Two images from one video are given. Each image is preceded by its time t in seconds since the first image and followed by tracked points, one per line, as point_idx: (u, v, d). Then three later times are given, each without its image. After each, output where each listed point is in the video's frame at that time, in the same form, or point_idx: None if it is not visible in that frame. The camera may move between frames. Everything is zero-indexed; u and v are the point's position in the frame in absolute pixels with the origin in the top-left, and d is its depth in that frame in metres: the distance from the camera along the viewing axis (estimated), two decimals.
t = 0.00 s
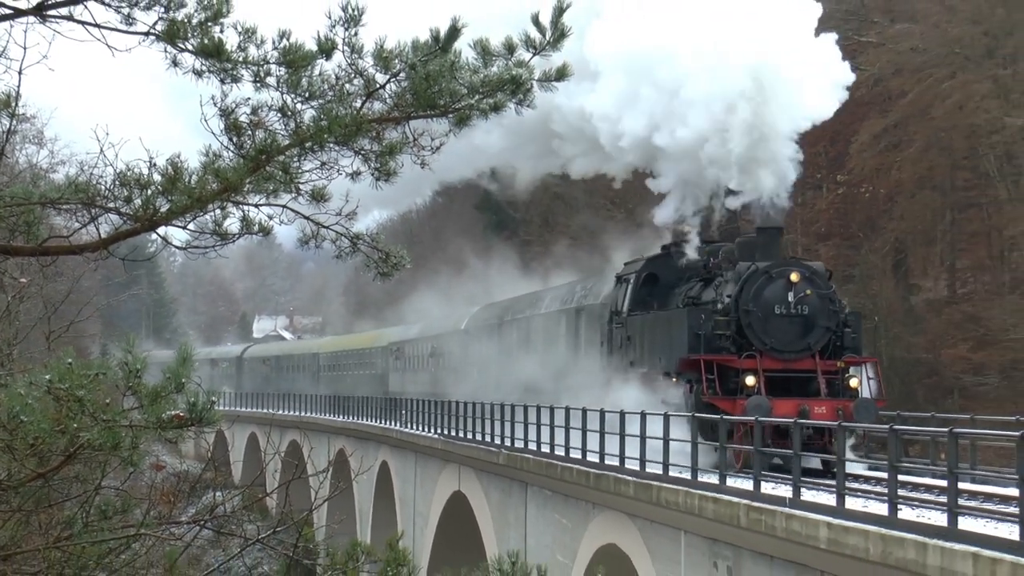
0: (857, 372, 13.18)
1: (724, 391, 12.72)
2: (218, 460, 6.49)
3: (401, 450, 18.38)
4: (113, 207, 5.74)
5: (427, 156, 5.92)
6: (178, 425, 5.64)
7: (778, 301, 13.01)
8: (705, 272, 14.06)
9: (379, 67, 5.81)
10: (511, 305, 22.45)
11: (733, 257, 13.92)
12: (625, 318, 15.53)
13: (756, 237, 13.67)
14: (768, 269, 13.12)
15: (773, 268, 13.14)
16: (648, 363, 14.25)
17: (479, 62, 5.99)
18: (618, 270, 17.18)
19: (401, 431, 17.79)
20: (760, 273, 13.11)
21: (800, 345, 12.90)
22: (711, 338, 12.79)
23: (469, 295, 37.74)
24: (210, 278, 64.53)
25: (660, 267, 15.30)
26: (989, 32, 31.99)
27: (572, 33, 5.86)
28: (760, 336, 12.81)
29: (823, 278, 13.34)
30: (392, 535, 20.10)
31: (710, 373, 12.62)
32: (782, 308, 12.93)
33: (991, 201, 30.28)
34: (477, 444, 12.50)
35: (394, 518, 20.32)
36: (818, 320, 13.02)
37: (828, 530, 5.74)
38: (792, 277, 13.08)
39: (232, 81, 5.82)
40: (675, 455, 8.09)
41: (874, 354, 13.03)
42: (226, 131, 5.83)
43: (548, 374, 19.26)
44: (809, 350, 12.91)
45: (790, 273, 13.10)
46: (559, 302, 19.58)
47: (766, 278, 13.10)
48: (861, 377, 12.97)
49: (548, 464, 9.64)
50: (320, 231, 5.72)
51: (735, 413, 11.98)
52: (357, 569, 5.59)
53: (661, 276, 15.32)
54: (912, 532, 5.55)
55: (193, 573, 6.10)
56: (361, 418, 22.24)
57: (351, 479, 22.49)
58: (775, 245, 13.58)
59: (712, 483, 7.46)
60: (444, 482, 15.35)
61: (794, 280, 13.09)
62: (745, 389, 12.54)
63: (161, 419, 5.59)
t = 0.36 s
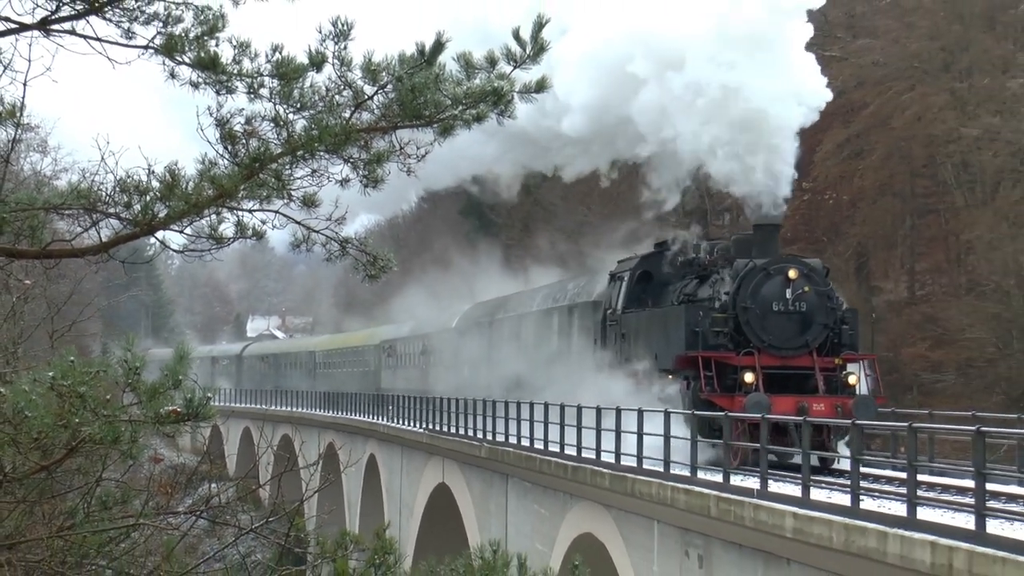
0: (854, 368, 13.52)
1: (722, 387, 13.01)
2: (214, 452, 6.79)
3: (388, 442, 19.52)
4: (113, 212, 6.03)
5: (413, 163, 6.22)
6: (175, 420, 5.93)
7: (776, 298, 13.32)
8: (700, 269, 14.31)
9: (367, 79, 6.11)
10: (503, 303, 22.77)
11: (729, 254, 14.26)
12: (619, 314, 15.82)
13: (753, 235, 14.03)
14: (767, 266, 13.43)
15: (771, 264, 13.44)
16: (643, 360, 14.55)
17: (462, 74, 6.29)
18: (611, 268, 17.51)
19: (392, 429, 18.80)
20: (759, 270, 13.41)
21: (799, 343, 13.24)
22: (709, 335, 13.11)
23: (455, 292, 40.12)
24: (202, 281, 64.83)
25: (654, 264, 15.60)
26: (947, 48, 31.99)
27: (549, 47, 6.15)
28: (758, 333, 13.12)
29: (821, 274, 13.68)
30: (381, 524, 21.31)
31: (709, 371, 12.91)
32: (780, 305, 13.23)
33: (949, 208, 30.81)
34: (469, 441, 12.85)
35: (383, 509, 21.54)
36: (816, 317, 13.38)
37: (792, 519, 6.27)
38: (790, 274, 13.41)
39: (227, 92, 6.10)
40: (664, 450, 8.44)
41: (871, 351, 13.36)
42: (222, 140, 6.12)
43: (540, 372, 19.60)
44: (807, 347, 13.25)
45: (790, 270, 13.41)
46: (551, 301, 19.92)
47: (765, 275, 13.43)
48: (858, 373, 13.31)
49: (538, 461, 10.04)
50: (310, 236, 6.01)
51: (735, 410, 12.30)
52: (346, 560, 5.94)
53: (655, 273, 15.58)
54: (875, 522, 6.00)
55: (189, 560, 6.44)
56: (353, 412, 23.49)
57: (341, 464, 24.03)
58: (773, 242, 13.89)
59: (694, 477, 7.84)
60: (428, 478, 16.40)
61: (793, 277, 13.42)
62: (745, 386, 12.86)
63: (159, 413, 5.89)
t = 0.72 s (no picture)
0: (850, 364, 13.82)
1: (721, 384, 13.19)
2: (209, 448, 7.09)
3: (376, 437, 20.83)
4: (112, 218, 6.32)
5: (398, 170, 6.51)
6: (170, 415, 6.23)
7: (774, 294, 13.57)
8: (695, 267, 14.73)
9: (354, 90, 6.40)
10: (495, 301, 23.09)
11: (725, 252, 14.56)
12: (614, 312, 16.13)
13: (749, 232, 14.32)
14: (765, 263, 13.73)
15: (769, 262, 13.75)
16: (637, 356, 14.87)
17: (445, 85, 6.59)
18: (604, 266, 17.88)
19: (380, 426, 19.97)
20: (757, 266, 13.71)
21: (798, 340, 13.49)
22: (707, 332, 13.33)
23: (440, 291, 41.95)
24: (199, 283, 65.75)
25: (648, 262, 16.01)
26: (906, 61, 34.77)
27: (528, 60, 6.47)
28: (756, 330, 13.41)
29: (819, 271, 13.95)
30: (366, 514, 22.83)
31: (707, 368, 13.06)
32: (777, 301, 13.50)
33: (907, 214, 33.83)
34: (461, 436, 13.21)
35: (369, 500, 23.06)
36: (815, 314, 13.64)
37: (759, 509, 6.74)
38: (788, 271, 13.69)
39: (220, 102, 6.38)
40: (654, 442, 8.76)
41: (869, 348, 13.65)
42: (215, 148, 6.40)
43: (531, 369, 19.98)
44: (806, 344, 13.50)
45: (789, 267, 13.70)
46: (543, 299, 20.29)
47: (763, 272, 13.72)
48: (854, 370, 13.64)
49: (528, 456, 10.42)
50: (300, 239, 6.28)
51: (735, 408, 12.47)
52: (334, 548, 6.28)
53: (650, 270, 16.00)
54: (838, 511, 6.45)
55: (185, 548, 6.76)
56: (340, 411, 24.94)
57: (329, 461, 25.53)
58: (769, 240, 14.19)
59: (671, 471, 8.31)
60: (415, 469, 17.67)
61: (792, 274, 13.71)
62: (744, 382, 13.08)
63: (155, 409, 6.18)
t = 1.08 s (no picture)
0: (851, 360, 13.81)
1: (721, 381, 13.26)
2: (200, 442, 7.38)
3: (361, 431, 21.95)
4: (108, 221, 6.60)
5: (382, 177, 6.81)
6: (165, 410, 6.53)
7: (774, 291, 13.56)
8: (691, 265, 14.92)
9: (341, 100, 6.71)
10: (489, 299, 23.45)
11: (723, 248, 14.74)
12: (609, 309, 16.39)
13: (749, 228, 14.39)
14: (765, 260, 13.74)
15: (769, 258, 13.75)
16: (631, 354, 15.16)
17: (428, 96, 6.90)
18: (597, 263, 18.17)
19: (365, 424, 21.07)
20: (757, 263, 13.71)
21: (798, 337, 13.45)
22: (706, 330, 13.41)
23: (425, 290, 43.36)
24: (196, 286, 66.86)
25: (643, 259, 16.34)
26: (866, 74, 37.78)
27: (507, 72, 6.81)
28: (756, 327, 13.41)
29: (819, 268, 13.96)
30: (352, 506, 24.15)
31: (707, 365, 13.16)
32: (778, 299, 13.49)
33: (868, 219, 35.55)
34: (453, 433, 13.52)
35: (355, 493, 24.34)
36: (814, 310, 13.61)
37: (725, 500, 7.13)
38: (789, 267, 13.68)
39: (212, 111, 6.66)
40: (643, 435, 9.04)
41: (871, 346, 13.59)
42: (208, 155, 6.70)
43: (523, 366, 20.39)
44: (806, 342, 13.46)
45: (788, 263, 13.69)
46: (534, 297, 20.67)
47: (763, 268, 13.72)
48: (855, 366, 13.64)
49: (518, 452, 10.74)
50: (289, 243, 6.58)
51: (736, 406, 12.47)
52: (321, 538, 6.59)
53: (644, 268, 16.36)
54: (802, 501, 6.83)
55: (179, 538, 7.04)
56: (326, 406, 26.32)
57: (314, 453, 26.93)
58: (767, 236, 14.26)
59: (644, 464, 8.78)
60: (398, 464, 18.79)
61: (792, 271, 13.70)
62: (744, 380, 13.10)
63: (151, 405, 6.49)
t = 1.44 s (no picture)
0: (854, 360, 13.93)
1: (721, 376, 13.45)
2: (192, 435, 7.68)
3: (348, 424, 23.03)
4: (104, 224, 6.90)
5: (367, 182, 7.12)
6: (159, 406, 6.83)
7: (775, 287, 13.71)
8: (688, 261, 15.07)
9: (328, 109, 7.02)
10: (484, 295, 23.83)
11: (722, 245, 14.96)
12: (603, 306, 16.57)
13: (748, 223, 14.49)
14: (767, 256, 13.86)
15: (770, 254, 13.87)
16: (626, 352, 15.39)
17: (410, 105, 7.20)
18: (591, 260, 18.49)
19: (350, 417, 22.15)
20: (759, 259, 13.83)
21: (799, 334, 13.67)
22: (706, 327, 13.56)
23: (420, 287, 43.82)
24: (192, 286, 67.80)
25: (638, 256, 16.52)
26: (829, 85, 37.19)
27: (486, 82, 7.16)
28: (757, 323, 13.57)
29: (819, 264, 14.13)
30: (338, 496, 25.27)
31: (708, 361, 13.33)
32: (779, 295, 13.65)
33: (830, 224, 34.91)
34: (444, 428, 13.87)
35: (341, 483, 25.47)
36: (815, 307, 13.81)
37: (694, 492, 7.51)
38: (790, 263, 13.83)
39: (205, 119, 6.96)
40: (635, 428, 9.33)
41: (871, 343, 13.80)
42: (201, 162, 7.00)
43: (515, 362, 20.86)
44: (807, 338, 13.69)
45: (790, 260, 13.84)
46: (527, 293, 21.11)
47: (763, 264, 13.84)
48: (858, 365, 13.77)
49: (507, 447, 11.09)
50: (277, 246, 6.88)
51: (736, 402, 12.66)
52: (309, 528, 6.92)
53: (639, 264, 16.52)
54: (768, 493, 7.20)
55: (171, 528, 7.34)
56: (313, 402, 27.52)
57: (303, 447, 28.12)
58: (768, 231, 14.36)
59: (615, 457, 9.24)
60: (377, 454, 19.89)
61: (793, 267, 13.85)
62: (744, 376, 13.27)
63: (145, 400, 6.78)
